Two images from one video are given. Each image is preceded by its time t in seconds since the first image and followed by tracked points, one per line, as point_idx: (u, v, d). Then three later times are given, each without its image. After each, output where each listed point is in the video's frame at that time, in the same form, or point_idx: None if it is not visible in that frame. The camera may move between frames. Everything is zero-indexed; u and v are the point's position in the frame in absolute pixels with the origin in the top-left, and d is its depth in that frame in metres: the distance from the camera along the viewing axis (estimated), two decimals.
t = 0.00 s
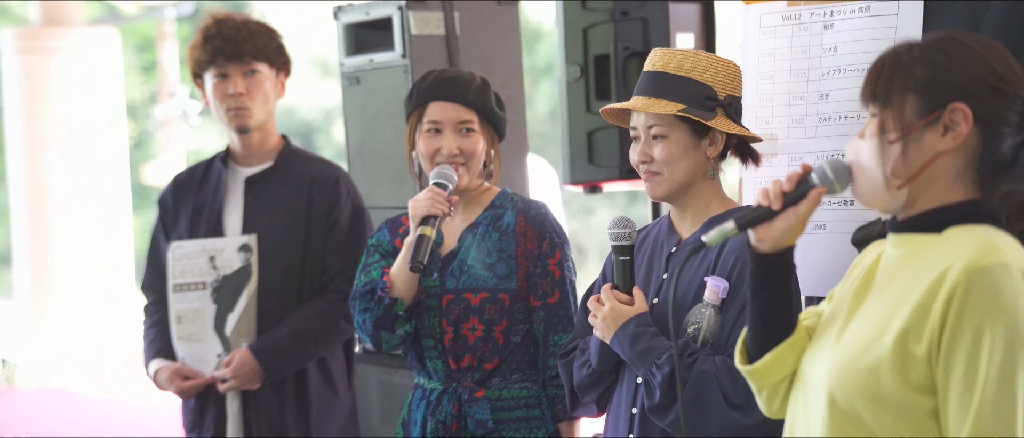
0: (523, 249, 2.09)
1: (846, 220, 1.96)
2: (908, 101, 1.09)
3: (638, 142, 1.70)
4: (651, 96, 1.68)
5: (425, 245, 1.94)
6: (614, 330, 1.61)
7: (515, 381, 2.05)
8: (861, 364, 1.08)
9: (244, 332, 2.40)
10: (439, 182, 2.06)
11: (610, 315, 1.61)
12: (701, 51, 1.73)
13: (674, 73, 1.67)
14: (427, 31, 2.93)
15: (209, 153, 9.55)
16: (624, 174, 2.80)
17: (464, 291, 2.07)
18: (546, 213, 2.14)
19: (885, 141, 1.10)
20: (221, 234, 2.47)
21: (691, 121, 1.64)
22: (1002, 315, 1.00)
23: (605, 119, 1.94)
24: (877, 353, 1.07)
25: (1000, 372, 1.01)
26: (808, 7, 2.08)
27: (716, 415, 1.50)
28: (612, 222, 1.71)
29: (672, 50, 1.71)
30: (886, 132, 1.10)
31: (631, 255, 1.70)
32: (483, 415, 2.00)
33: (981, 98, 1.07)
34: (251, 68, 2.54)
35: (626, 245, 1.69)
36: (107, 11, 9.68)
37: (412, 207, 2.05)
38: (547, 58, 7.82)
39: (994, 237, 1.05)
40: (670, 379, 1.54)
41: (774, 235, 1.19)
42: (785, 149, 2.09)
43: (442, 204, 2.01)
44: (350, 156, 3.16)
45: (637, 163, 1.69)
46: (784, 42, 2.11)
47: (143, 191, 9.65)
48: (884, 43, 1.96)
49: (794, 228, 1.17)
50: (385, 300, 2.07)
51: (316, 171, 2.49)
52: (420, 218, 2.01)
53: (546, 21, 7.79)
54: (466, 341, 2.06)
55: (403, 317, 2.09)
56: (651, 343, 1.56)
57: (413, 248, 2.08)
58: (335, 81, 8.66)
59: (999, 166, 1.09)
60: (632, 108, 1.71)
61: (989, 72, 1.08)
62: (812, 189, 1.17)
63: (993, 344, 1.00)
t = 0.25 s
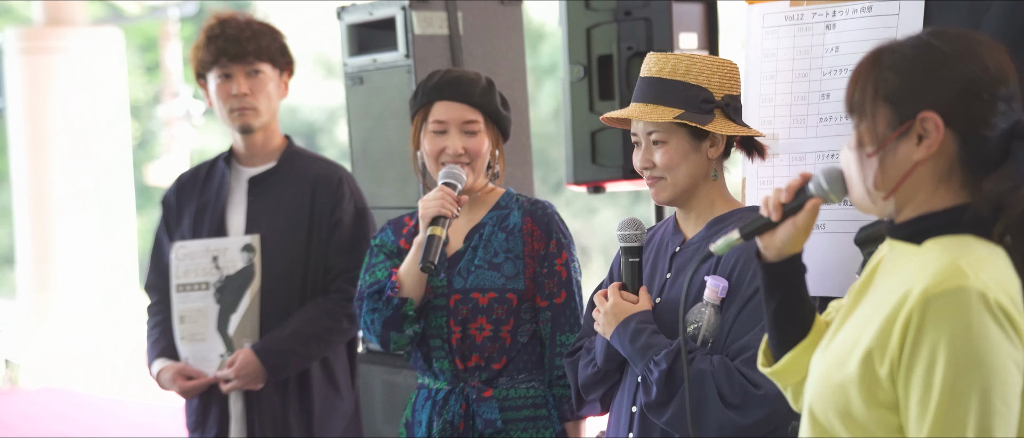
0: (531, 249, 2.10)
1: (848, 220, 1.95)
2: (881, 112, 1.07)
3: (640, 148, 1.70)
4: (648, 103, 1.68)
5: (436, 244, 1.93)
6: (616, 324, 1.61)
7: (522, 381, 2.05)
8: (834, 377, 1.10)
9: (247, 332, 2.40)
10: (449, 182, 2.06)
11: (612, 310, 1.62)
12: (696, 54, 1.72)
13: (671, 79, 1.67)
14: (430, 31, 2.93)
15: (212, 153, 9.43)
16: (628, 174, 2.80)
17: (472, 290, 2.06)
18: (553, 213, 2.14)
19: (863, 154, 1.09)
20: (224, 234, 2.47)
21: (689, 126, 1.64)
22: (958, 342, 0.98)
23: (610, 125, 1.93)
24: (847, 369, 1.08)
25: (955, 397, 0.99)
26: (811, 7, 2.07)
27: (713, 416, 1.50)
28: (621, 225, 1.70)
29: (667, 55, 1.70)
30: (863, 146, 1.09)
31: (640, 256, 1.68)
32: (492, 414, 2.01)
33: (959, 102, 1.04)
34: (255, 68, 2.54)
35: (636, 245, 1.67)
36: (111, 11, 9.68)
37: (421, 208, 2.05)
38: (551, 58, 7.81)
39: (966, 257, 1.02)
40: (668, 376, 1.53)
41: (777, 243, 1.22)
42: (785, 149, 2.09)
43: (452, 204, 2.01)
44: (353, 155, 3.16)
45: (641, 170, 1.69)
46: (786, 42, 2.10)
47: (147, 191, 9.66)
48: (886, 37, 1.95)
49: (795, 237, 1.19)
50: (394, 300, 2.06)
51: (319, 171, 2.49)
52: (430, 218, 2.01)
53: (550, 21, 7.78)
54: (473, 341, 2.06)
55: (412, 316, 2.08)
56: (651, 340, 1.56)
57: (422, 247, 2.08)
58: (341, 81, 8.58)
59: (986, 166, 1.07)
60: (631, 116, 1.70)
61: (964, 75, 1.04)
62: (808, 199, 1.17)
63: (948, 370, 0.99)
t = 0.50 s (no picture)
0: (538, 249, 2.10)
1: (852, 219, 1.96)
2: (847, 120, 1.13)
3: (645, 143, 1.70)
4: (657, 98, 1.68)
5: (445, 243, 1.94)
6: (617, 325, 1.62)
7: (528, 382, 2.05)
8: (806, 390, 1.14)
9: (250, 332, 2.40)
10: (456, 182, 2.07)
11: (613, 311, 1.62)
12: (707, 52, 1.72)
13: (681, 75, 1.66)
14: (433, 32, 2.93)
15: (215, 153, 9.48)
16: (631, 174, 2.80)
17: (479, 291, 2.06)
18: (559, 215, 2.14)
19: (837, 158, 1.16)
20: (228, 234, 2.48)
21: (695, 122, 1.64)
22: (900, 355, 1.01)
23: (614, 119, 1.94)
24: (816, 381, 1.12)
25: (899, 411, 1.01)
26: (815, 8, 2.07)
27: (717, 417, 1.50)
28: (622, 225, 1.69)
29: (679, 52, 1.70)
30: (835, 150, 1.15)
31: (640, 258, 1.68)
32: (499, 414, 2.01)
33: (919, 114, 1.07)
34: (258, 70, 2.54)
35: (636, 248, 1.66)
36: (115, 12, 9.70)
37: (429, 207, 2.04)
38: (553, 58, 7.81)
39: (919, 273, 1.05)
40: (668, 377, 1.53)
41: (785, 244, 1.29)
42: (790, 150, 2.09)
43: (461, 204, 2.01)
44: (356, 156, 3.16)
45: (644, 164, 1.69)
46: (791, 42, 2.10)
47: (150, 191, 9.67)
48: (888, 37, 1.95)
49: (800, 238, 1.26)
50: (402, 300, 2.06)
51: (322, 171, 2.49)
52: (438, 218, 2.01)
53: (552, 22, 7.78)
54: (480, 342, 2.06)
55: (419, 316, 2.08)
56: (651, 341, 1.56)
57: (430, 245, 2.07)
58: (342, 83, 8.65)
59: (950, 175, 1.10)
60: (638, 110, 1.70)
61: (926, 84, 1.07)
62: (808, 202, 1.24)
63: (891, 383, 1.01)
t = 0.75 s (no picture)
0: (542, 250, 2.10)
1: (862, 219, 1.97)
2: (842, 117, 1.13)
3: (650, 141, 1.70)
4: (665, 95, 1.68)
5: (452, 245, 1.94)
6: (623, 326, 1.61)
7: (532, 382, 2.05)
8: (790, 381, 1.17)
9: (254, 333, 2.40)
10: (461, 184, 2.07)
11: (619, 312, 1.62)
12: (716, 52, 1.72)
13: (689, 73, 1.66)
14: (436, 33, 2.93)
15: (219, 154, 9.46)
16: (634, 175, 2.80)
17: (484, 291, 2.07)
18: (564, 215, 2.14)
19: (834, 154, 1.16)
20: (232, 235, 2.48)
21: (703, 120, 1.63)
22: (864, 352, 1.03)
23: (620, 118, 1.94)
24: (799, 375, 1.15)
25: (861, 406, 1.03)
26: (817, 8, 2.07)
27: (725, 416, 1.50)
28: (623, 228, 1.70)
29: (689, 51, 1.70)
30: (833, 146, 1.16)
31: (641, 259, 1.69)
32: (503, 415, 2.01)
33: (908, 117, 1.06)
34: (264, 64, 2.54)
35: (637, 248, 1.68)
36: (117, 12, 9.70)
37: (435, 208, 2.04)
38: (556, 59, 7.80)
39: (892, 273, 1.06)
40: (677, 377, 1.52)
41: (799, 237, 1.30)
42: (792, 150, 2.09)
43: (466, 206, 2.01)
44: (359, 156, 3.16)
45: (648, 161, 1.69)
46: (793, 43, 2.10)
47: (152, 191, 9.67)
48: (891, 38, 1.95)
49: (814, 231, 1.27)
50: (408, 302, 2.06)
51: (326, 172, 2.49)
52: (444, 220, 2.01)
53: (555, 22, 7.77)
54: (484, 342, 2.06)
55: (424, 318, 2.08)
56: (658, 341, 1.55)
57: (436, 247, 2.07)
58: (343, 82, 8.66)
59: (938, 178, 1.08)
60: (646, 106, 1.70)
61: (914, 86, 1.06)
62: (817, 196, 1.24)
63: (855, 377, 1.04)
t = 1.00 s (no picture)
0: (544, 252, 2.10)
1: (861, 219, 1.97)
2: (852, 115, 1.12)
3: (650, 147, 1.69)
4: (661, 101, 1.68)
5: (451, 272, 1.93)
6: (629, 328, 1.60)
7: (535, 382, 2.05)
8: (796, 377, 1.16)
9: (258, 333, 2.40)
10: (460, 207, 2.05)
11: (625, 313, 1.61)
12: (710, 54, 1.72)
13: (685, 77, 1.66)
14: (439, 33, 2.94)
15: (221, 154, 9.33)
16: (637, 175, 2.80)
17: (486, 296, 2.06)
18: (567, 217, 2.14)
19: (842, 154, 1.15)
20: (235, 235, 2.48)
21: (703, 125, 1.63)
22: (875, 346, 1.02)
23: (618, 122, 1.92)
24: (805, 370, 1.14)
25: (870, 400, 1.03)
26: (819, 9, 2.08)
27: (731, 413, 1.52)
28: (631, 228, 1.65)
29: (683, 54, 1.70)
30: (841, 146, 1.15)
31: (649, 261, 1.65)
32: (504, 414, 2.01)
33: (921, 114, 1.06)
34: (270, 64, 2.54)
35: (645, 250, 1.64)
36: (119, 12, 9.71)
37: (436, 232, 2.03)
38: (558, 59, 7.80)
39: (903, 266, 1.05)
40: (686, 377, 1.53)
41: (797, 238, 1.30)
42: (794, 150, 2.09)
43: (467, 231, 2.00)
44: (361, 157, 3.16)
45: (650, 167, 1.69)
46: (795, 43, 2.11)
47: (153, 191, 9.68)
48: (892, 38, 1.95)
49: (811, 233, 1.27)
50: (410, 322, 2.07)
51: (330, 173, 2.49)
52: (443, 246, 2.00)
53: (557, 23, 7.77)
54: (486, 342, 2.06)
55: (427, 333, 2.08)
56: (667, 341, 1.56)
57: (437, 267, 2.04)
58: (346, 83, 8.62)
59: (950, 176, 1.08)
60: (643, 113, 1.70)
61: (929, 82, 1.06)
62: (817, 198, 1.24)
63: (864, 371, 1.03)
